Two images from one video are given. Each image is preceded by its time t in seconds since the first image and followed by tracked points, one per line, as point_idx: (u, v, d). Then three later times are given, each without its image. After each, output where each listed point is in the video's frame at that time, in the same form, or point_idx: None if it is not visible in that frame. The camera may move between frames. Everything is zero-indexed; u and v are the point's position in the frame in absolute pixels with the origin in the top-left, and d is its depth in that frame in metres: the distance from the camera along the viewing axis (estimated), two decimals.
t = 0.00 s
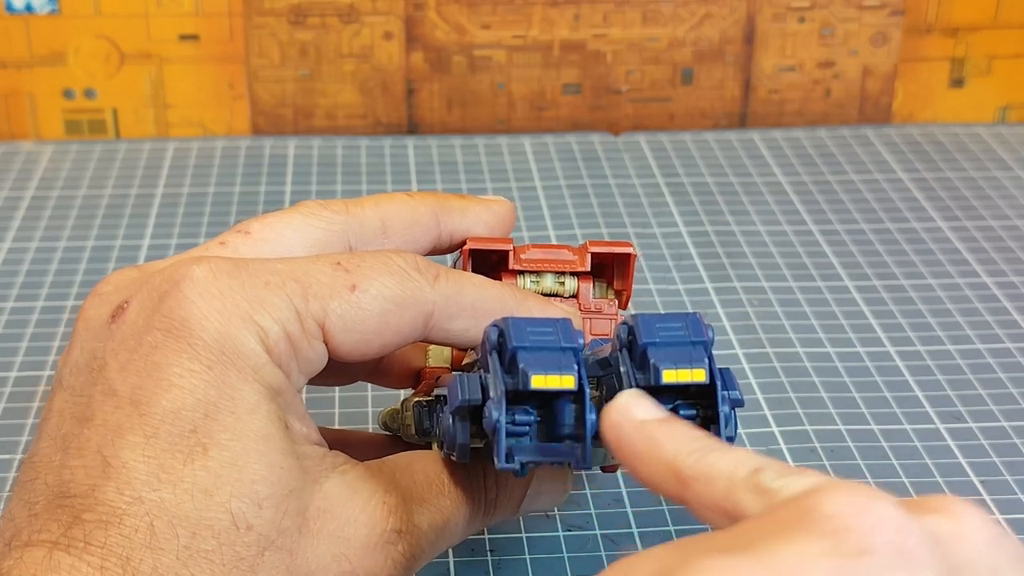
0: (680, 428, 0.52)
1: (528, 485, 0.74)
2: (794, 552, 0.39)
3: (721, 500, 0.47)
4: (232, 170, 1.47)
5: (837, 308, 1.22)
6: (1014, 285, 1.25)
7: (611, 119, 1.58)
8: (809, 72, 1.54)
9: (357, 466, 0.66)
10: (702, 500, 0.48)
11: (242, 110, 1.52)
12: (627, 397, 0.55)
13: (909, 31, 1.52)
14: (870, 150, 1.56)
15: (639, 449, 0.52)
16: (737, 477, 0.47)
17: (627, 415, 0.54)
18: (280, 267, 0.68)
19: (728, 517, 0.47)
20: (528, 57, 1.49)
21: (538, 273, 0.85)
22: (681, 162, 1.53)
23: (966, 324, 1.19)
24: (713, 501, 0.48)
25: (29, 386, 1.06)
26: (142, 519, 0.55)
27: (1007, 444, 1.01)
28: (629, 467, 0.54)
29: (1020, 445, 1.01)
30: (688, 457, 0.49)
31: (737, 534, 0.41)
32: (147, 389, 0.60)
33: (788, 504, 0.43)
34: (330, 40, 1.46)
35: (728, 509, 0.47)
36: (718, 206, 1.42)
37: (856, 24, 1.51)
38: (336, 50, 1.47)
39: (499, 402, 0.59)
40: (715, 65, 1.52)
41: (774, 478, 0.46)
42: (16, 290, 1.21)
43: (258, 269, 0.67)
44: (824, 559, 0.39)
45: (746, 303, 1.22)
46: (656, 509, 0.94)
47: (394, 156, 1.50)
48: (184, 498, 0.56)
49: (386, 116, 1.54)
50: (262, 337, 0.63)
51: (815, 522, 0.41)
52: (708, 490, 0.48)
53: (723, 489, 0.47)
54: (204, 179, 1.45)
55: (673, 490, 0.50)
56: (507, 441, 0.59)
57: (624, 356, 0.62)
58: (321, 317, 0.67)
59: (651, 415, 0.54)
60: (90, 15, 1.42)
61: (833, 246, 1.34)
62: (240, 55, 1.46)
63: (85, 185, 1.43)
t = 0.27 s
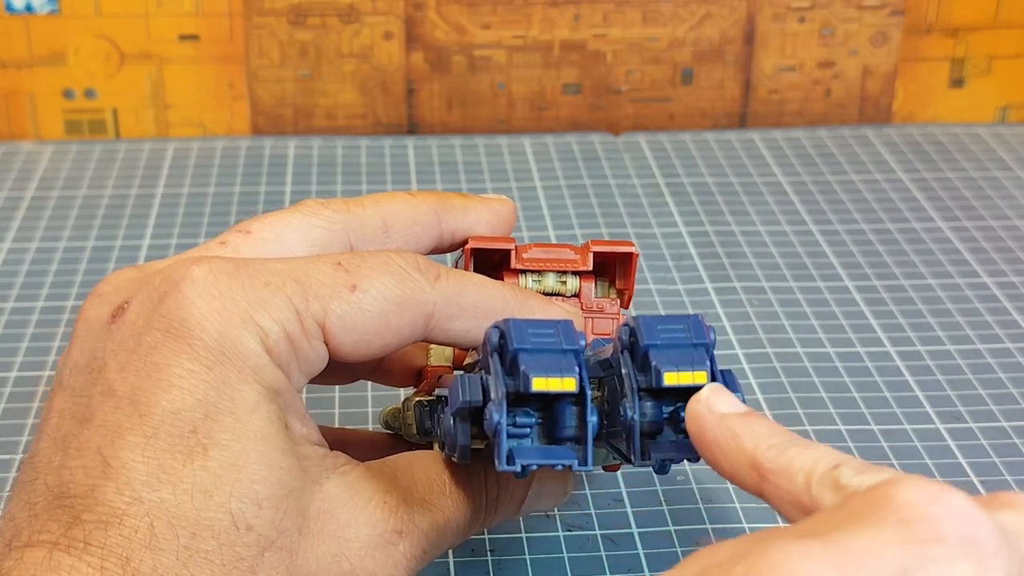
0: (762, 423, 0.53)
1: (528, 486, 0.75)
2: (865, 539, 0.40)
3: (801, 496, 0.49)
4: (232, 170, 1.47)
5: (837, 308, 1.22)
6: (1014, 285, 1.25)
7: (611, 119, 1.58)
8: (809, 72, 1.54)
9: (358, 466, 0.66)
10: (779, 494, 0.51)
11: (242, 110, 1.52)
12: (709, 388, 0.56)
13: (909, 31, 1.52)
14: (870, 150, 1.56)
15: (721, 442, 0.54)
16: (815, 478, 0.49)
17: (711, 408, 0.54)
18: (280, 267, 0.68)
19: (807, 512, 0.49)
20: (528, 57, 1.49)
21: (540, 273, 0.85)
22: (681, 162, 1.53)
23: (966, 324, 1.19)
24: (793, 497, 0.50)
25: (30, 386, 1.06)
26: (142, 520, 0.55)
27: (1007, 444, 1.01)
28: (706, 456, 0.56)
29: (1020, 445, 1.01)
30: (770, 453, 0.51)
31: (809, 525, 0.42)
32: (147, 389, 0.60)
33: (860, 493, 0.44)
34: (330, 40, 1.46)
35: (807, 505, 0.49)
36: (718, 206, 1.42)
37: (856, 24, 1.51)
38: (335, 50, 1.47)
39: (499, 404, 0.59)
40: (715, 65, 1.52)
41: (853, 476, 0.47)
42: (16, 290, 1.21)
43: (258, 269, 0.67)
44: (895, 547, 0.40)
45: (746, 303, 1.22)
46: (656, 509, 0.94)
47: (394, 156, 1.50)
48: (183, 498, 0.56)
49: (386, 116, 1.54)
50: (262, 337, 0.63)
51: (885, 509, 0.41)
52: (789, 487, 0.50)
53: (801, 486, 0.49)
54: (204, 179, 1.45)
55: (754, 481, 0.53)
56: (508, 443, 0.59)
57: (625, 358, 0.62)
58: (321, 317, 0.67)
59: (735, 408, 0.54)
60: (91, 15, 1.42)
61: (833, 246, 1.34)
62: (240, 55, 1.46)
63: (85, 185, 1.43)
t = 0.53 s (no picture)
0: (685, 425, 0.53)
1: (530, 488, 0.74)
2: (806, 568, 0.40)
3: (727, 500, 0.49)
4: (232, 170, 1.47)
5: (837, 308, 1.22)
6: (1014, 285, 1.25)
7: (611, 119, 1.58)
8: (809, 72, 1.54)
9: (359, 467, 0.66)
10: (705, 498, 0.51)
11: (242, 110, 1.52)
12: (630, 391, 0.56)
13: (909, 31, 1.52)
14: (870, 150, 1.56)
15: (646, 445, 0.54)
16: (740, 481, 0.49)
17: (633, 410, 0.55)
18: (283, 268, 0.68)
19: (733, 516, 0.50)
20: (528, 57, 1.49)
21: (542, 276, 0.85)
22: (681, 162, 1.53)
23: (966, 324, 1.19)
24: (718, 500, 0.50)
25: (30, 386, 1.06)
26: (144, 520, 0.55)
27: (1007, 444, 1.01)
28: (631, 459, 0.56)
29: (1020, 445, 1.01)
30: (694, 456, 0.51)
31: (751, 550, 0.43)
32: (149, 389, 0.60)
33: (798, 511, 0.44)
34: (330, 40, 1.46)
35: (733, 509, 0.49)
36: (718, 206, 1.42)
37: (856, 24, 1.51)
38: (336, 50, 1.47)
39: (502, 407, 0.59)
40: (715, 65, 1.53)
41: (776, 481, 0.47)
42: (16, 290, 1.21)
43: (261, 270, 0.67)
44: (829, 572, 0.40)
45: (746, 303, 1.22)
46: (656, 509, 0.94)
47: (394, 156, 1.50)
48: (185, 499, 0.56)
49: (386, 116, 1.54)
50: (264, 338, 0.63)
51: (820, 534, 0.42)
52: (715, 490, 0.50)
53: (727, 489, 0.49)
54: (204, 179, 1.45)
55: (678, 485, 0.53)
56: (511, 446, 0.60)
57: (628, 361, 0.62)
58: (324, 318, 0.67)
59: (656, 411, 0.55)
60: (91, 15, 1.42)
61: (833, 246, 1.34)
62: (241, 55, 1.46)
63: (85, 186, 1.43)
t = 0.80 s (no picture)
0: (640, 425, 0.53)
1: (532, 489, 0.74)
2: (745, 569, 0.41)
3: (680, 502, 0.50)
4: (232, 170, 1.47)
5: (837, 308, 1.22)
6: (1014, 285, 1.26)
7: (611, 120, 1.58)
8: (809, 72, 1.55)
9: (362, 469, 0.66)
10: (659, 500, 0.51)
11: (242, 110, 1.52)
12: (590, 390, 0.56)
13: (909, 31, 1.52)
14: (870, 150, 1.56)
15: (599, 445, 0.54)
16: (695, 484, 0.49)
17: (589, 410, 0.54)
18: (287, 269, 0.68)
19: (686, 519, 0.50)
20: (528, 57, 1.49)
21: (546, 277, 0.85)
22: (681, 162, 1.53)
23: (966, 324, 1.19)
24: (671, 502, 0.51)
25: (30, 386, 1.06)
26: (147, 521, 0.55)
27: (1007, 444, 1.01)
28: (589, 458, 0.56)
29: (1020, 446, 1.01)
30: (649, 460, 0.51)
31: (695, 547, 0.44)
32: (153, 391, 0.60)
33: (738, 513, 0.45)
34: (330, 40, 1.46)
35: (686, 511, 0.50)
36: (719, 206, 1.42)
37: (856, 24, 1.51)
38: (336, 50, 1.47)
39: (505, 409, 0.58)
40: (715, 65, 1.53)
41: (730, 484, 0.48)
42: (16, 290, 1.21)
43: (265, 271, 0.67)
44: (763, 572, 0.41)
45: (747, 303, 1.22)
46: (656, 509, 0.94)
47: (394, 156, 1.50)
48: (188, 500, 0.56)
49: (385, 116, 1.54)
50: (268, 340, 0.63)
51: (759, 532, 0.43)
52: (669, 493, 0.50)
53: (682, 492, 0.50)
54: (204, 179, 1.45)
55: (631, 486, 0.53)
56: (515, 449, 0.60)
57: (632, 365, 0.62)
58: (328, 320, 0.67)
59: (616, 410, 0.54)
60: (91, 15, 1.42)
61: (833, 246, 1.34)
62: (241, 55, 1.46)
63: (85, 186, 1.43)
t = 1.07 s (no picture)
0: (764, 428, 0.53)
1: (532, 488, 0.74)
2: (869, 536, 0.40)
3: (801, 498, 0.49)
4: (232, 170, 1.47)
5: (837, 308, 1.22)
6: (1014, 285, 1.25)
7: (611, 119, 1.58)
8: (809, 72, 1.54)
9: (361, 468, 0.66)
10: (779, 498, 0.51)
11: (242, 110, 1.52)
12: (715, 393, 0.57)
13: (910, 31, 1.52)
14: (870, 150, 1.56)
15: (722, 444, 0.54)
16: (817, 479, 0.49)
17: (715, 411, 0.55)
18: (284, 268, 0.68)
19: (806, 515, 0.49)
20: (528, 57, 1.49)
21: (546, 274, 0.85)
22: (681, 162, 1.53)
23: (966, 324, 1.19)
24: (791, 499, 0.50)
25: (30, 386, 1.06)
26: (145, 521, 0.55)
27: (1007, 444, 1.01)
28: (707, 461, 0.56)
29: (1020, 445, 1.01)
30: (772, 457, 0.51)
31: (808, 524, 0.43)
32: (149, 390, 0.60)
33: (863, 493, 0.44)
34: (330, 40, 1.46)
35: (806, 508, 0.49)
36: (719, 206, 1.42)
37: (857, 24, 1.51)
38: (336, 50, 1.46)
39: (504, 407, 0.58)
40: (716, 65, 1.52)
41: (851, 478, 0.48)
42: (16, 290, 1.21)
43: (262, 270, 0.67)
44: (889, 546, 0.40)
45: (747, 303, 1.22)
46: (656, 508, 0.94)
47: (394, 156, 1.50)
48: (186, 499, 0.56)
49: (386, 116, 1.54)
50: (265, 338, 0.63)
51: (883, 508, 0.42)
52: (789, 488, 0.50)
53: (803, 488, 0.49)
54: (204, 179, 1.45)
55: (753, 486, 0.53)
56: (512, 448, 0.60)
57: (630, 362, 0.62)
58: (325, 318, 0.67)
59: (738, 412, 0.55)
60: (91, 15, 1.42)
61: (833, 246, 1.34)
62: (241, 55, 1.46)
63: (85, 186, 1.43)
